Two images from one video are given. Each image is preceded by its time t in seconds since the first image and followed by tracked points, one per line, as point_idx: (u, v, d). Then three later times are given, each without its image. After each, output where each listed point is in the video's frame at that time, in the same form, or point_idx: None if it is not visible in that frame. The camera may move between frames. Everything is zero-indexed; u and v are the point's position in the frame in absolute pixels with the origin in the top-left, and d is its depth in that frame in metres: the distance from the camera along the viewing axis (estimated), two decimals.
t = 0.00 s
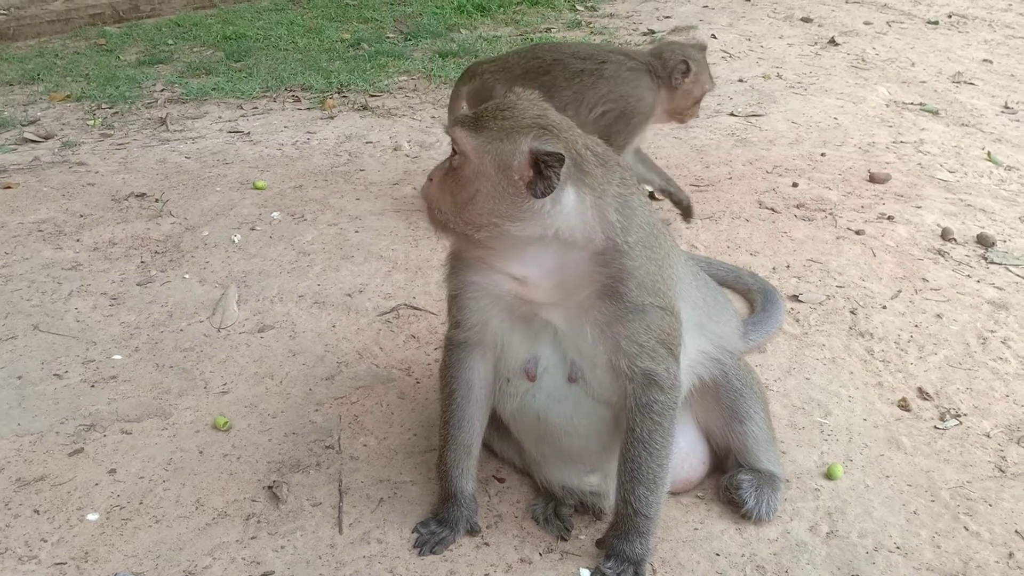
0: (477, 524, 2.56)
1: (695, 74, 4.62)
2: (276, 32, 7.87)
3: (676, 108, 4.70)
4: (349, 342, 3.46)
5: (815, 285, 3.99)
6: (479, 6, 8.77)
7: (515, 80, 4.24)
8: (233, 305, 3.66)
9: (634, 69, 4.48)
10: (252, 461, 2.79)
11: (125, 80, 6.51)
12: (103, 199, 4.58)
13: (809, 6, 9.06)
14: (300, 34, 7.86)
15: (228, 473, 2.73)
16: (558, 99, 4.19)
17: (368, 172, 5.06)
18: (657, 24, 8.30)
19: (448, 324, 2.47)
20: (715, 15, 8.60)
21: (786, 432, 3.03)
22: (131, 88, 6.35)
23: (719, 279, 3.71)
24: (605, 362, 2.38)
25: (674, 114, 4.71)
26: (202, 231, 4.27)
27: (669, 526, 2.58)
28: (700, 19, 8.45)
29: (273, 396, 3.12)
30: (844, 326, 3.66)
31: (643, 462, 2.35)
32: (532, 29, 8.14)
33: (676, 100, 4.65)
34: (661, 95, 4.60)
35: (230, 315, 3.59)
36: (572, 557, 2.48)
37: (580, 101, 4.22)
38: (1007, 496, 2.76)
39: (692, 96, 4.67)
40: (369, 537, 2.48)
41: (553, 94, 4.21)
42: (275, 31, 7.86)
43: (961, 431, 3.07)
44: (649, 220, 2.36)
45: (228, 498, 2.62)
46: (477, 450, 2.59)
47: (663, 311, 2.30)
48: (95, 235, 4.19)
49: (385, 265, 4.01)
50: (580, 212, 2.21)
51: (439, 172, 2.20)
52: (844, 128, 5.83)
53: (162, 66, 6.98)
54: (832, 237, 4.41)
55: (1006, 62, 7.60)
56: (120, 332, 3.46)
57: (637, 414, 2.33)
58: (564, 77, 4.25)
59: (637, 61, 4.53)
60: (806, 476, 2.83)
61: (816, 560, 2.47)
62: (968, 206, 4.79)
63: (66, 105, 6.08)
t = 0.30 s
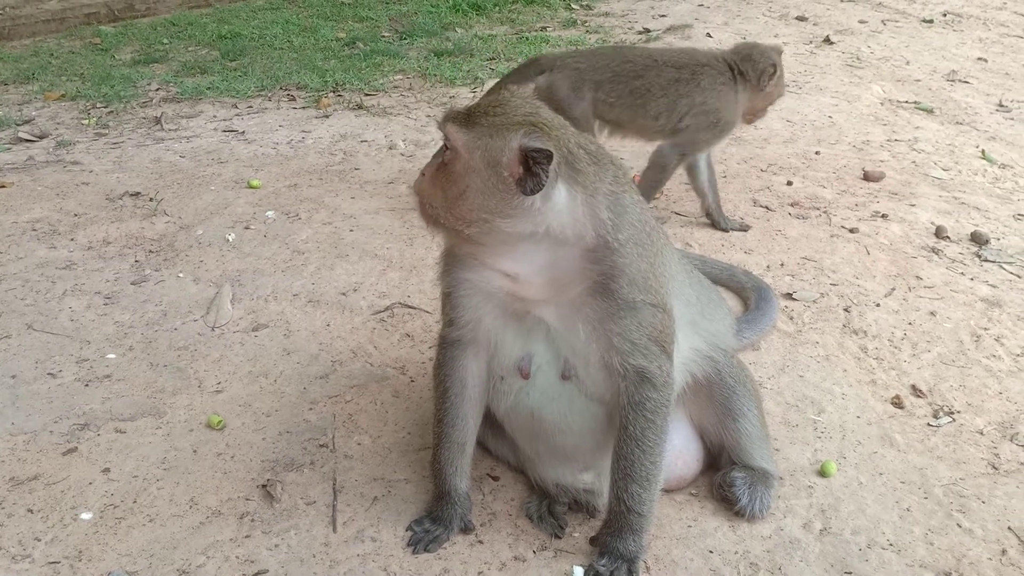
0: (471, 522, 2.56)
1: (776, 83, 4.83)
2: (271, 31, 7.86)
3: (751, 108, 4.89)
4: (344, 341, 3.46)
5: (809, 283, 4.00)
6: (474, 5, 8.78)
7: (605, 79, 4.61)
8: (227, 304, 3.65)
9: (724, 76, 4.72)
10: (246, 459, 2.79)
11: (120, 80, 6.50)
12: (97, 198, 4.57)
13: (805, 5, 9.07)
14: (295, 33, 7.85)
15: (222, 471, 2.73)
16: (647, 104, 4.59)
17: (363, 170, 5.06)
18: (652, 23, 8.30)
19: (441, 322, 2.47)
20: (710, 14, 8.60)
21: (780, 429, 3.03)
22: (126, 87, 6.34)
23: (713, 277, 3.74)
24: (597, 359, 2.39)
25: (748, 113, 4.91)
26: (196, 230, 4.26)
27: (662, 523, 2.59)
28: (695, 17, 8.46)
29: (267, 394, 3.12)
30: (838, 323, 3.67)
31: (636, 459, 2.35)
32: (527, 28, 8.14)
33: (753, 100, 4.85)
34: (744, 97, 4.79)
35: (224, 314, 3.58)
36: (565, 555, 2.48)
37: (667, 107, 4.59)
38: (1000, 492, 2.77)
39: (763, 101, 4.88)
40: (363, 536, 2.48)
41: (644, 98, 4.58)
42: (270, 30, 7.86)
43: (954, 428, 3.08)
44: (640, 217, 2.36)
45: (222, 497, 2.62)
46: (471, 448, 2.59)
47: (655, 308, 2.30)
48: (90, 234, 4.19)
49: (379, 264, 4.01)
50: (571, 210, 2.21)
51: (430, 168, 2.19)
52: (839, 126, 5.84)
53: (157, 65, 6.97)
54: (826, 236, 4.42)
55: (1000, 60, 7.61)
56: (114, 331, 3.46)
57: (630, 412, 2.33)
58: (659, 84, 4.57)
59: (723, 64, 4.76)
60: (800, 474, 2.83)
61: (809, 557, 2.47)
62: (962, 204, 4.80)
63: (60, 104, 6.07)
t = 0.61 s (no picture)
0: (465, 523, 2.56)
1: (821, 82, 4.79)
2: (265, 31, 7.85)
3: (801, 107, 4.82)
4: (338, 341, 3.46)
5: (803, 283, 4.01)
6: (470, 5, 8.78)
7: (660, 86, 4.48)
8: (221, 305, 3.65)
9: (780, 76, 4.63)
10: (240, 461, 2.79)
11: (114, 80, 6.49)
12: (90, 199, 4.56)
13: (799, 5, 9.09)
14: (290, 33, 7.84)
15: (216, 473, 2.73)
16: (709, 105, 4.43)
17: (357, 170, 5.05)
18: (647, 23, 8.31)
19: (435, 324, 2.47)
20: (705, 13, 8.61)
21: (773, 430, 3.04)
22: (120, 87, 6.33)
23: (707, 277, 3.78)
24: (590, 360, 2.39)
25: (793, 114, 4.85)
26: (190, 231, 4.26)
27: (656, 524, 2.59)
28: (690, 17, 8.47)
29: (261, 395, 3.11)
30: (832, 324, 3.67)
31: (629, 460, 2.35)
32: (522, 28, 8.15)
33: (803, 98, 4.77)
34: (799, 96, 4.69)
35: (218, 315, 3.58)
36: (559, 556, 2.48)
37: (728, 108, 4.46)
38: (993, 492, 2.78)
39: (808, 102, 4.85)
40: (357, 537, 2.48)
41: (705, 100, 4.44)
42: (264, 30, 7.85)
43: (947, 428, 3.08)
44: (634, 217, 2.37)
45: (216, 498, 2.62)
46: (466, 450, 2.59)
47: (648, 309, 2.31)
48: (83, 235, 4.18)
49: (374, 264, 4.01)
50: (564, 210, 2.21)
51: (425, 165, 2.19)
52: (833, 126, 5.85)
53: (151, 65, 6.96)
54: (819, 237, 4.45)
55: (994, 60, 7.63)
56: (107, 332, 3.45)
57: (624, 413, 2.34)
58: (722, 87, 4.46)
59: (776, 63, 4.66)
60: (793, 474, 2.84)
61: (802, 557, 2.48)
62: (956, 204, 4.82)
63: (54, 105, 6.05)
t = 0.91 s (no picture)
0: (459, 521, 2.56)
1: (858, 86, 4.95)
2: (261, 28, 7.84)
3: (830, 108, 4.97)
4: (332, 339, 3.46)
5: (797, 281, 4.01)
6: (465, 3, 8.77)
7: (723, 83, 4.49)
8: (215, 303, 3.64)
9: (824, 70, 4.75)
10: (234, 459, 2.78)
11: (108, 77, 6.47)
12: (85, 196, 4.55)
13: (794, 3, 9.10)
14: (284, 31, 7.83)
15: (210, 470, 2.73)
16: (768, 99, 4.51)
17: (352, 168, 5.05)
18: (642, 21, 8.32)
19: (429, 321, 2.47)
20: (701, 12, 8.62)
21: (767, 427, 3.04)
22: (114, 85, 6.31)
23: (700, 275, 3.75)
24: (584, 357, 2.39)
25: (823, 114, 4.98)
26: (184, 229, 4.25)
27: (649, 521, 2.59)
28: (686, 16, 8.47)
29: (255, 393, 3.11)
30: (825, 321, 3.68)
31: (623, 457, 2.36)
32: (518, 26, 8.15)
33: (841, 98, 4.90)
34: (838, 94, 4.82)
35: (212, 313, 3.57)
36: (553, 553, 2.48)
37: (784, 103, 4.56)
38: (985, 489, 2.79)
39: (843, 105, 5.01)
40: (350, 535, 2.48)
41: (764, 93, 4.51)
42: (260, 28, 7.84)
43: (940, 425, 3.09)
44: (627, 214, 2.37)
45: (209, 496, 2.61)
46: (459, 448, 2.59)
47: (641, 307, 2.31)
48: (77, 233, 4.17)
49: (368, 262, 4.01)
50: (556, 207, 2.22)
51: (418, 160, 2.20)
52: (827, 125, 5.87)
53: (145, 62, 6.94)
54: (813, 235, 4.48)
55: (988, 58, 7.65)
56: (101, 330, 3.44)
57: (617, 411, 2.34)
58: (773, 79, 4.55)
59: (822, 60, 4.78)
60: (787, 471, 2.84)
61: (795, 554, 2.48)
62: (950, 202, 4.83)
63: (48, 102, 6.03)
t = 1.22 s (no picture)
0: (458, 520, 2.55)
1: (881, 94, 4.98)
2: (258, 27, 7.83)
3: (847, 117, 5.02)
4: (330, 338, 3.45)
5: (795, 279, 4.02)
6: (463, 1, 8.76)
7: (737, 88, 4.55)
8: (213, 302, 3.63)
9: (836, 68, 4.78)
10: (231, 458, 2.78)
11: (105, 76, 6.45)
12: (82, 195, 4.54)
13: (792, 2, 9.10)
14: (281, 29, 7.82)
15: (208, 470, 2.72)
16: (775, 93, 4.56)
17: (349, 166, 5.04)
18: (640, 20, 8.31)
19: (427, 320, 2.47)
20: (698, 11, 8.62)
21: (766, 426, 3.04)
22: (111, 83, 6.30)
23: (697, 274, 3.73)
24: (581, 356, 2.38)
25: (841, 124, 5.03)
26: (182, 227, 4.24)
27: (648, 520, 2.59)
28: (683, 14, 8.47)
29: (253, 392, 3.10)
30: (824, 320, 3.68)
31: (621, 456, 2.35)
32: (515, 24, 8.14)
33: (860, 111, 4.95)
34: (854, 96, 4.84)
35: (210, 311, 3.56)
36: (552, 552, 2.48)
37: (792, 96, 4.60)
38: (984, 488, 2.79)
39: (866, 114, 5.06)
40: (349, 534, 2.48)
41: (770, 89, 4.56)
42: (257, 27, 7.82)
43: (938, 424, 3.09)
44: (625, 212, 2.36)
45: (207, 495, 2.61)
46: (458, 446, 2.58)
47: (638, 305, 2.31)
48: (74, 231, 4.16)
49: (366, 261, 4.00)
50: (551, 204, 2.22)
51: (415, 158, 2.22)
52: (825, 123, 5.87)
53: (142, 61, 6.92)
54: (811, 234, 4.49)
55: (986, 57, 7.66)
56: (99, 329, 3.43)
57: (615, 410, 2.34)
58: (778, 73, 4.60)
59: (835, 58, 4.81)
60: (786, 470, 2.84)
61: (795, 553, 2.48)
62: (947, 201, 4.83)
63: (44, 101, 6.01)
